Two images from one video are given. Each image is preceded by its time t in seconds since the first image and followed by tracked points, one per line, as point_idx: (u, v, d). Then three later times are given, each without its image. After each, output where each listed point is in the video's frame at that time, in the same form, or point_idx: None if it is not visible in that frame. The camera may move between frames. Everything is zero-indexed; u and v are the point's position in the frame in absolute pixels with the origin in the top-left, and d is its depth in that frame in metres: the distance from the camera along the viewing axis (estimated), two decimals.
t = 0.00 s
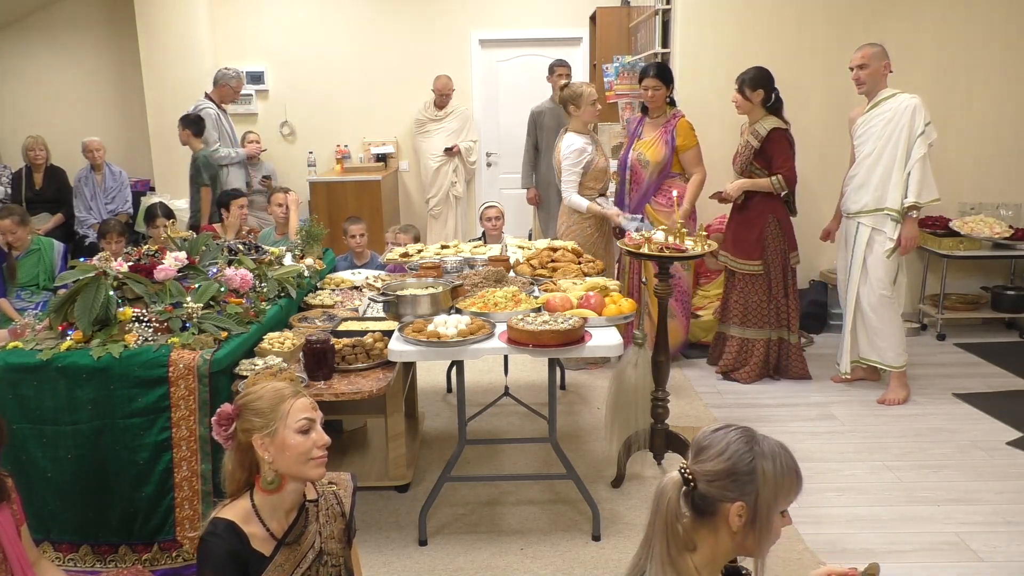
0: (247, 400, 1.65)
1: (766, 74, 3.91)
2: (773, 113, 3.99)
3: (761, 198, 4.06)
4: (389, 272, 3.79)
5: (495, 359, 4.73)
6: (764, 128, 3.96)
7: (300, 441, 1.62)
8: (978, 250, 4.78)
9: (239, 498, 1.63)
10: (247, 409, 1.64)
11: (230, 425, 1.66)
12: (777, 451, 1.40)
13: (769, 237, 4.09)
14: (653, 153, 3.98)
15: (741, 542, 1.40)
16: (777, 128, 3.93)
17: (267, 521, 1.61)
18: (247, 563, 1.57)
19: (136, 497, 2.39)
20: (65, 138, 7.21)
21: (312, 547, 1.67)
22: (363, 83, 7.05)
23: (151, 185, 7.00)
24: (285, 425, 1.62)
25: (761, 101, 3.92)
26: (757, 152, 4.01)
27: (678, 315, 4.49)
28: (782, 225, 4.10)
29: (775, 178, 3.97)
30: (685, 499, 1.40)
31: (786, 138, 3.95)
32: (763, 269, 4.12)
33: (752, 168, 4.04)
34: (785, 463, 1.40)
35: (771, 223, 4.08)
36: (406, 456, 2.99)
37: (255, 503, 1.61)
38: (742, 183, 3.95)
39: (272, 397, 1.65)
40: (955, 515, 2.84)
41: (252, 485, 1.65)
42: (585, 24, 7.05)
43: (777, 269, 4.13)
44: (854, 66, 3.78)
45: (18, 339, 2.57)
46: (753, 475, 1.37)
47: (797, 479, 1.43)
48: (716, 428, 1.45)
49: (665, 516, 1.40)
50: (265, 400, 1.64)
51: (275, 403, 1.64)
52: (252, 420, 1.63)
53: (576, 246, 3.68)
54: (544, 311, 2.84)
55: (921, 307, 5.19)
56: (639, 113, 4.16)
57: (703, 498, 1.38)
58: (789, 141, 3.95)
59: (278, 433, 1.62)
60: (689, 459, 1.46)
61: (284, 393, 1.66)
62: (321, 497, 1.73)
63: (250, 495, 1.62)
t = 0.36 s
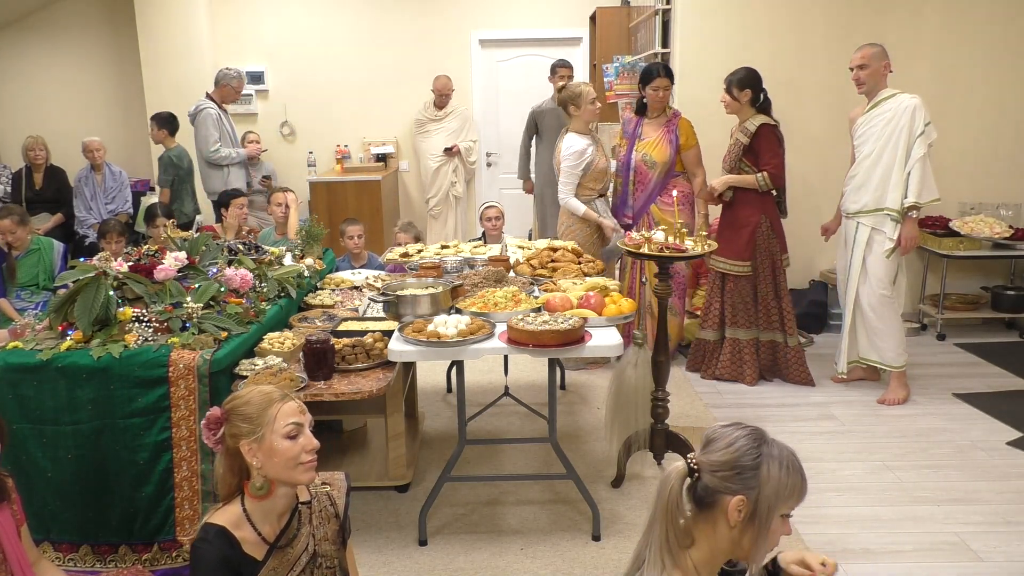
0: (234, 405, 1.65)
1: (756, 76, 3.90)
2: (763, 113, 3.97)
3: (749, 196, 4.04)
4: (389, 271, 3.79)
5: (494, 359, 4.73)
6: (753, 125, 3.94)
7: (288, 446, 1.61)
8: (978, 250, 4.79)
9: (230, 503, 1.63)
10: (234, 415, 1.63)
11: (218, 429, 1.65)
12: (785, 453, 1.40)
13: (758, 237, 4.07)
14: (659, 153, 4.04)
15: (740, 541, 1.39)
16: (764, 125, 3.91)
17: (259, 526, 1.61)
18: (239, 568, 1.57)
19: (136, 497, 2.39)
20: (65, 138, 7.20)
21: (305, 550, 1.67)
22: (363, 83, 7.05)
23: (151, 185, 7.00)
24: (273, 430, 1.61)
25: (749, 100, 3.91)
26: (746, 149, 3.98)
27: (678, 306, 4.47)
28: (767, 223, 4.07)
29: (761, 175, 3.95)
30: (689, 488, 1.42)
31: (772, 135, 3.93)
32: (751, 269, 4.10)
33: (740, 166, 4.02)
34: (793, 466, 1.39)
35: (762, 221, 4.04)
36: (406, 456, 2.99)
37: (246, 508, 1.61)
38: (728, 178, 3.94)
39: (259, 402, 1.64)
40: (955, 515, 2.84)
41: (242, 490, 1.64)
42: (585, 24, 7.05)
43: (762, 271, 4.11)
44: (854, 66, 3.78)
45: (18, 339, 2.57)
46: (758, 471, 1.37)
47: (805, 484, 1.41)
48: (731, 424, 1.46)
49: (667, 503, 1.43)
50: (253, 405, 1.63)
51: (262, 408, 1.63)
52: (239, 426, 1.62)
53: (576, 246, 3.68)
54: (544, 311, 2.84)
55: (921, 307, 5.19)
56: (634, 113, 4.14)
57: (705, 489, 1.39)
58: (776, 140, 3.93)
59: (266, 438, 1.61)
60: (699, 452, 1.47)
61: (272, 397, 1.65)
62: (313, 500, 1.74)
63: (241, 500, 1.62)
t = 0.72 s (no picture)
0: (229, 407, 1.65)
1: (744, 78, 3.86)
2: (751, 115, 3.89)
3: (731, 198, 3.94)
4: (389, 272, 3.79)
5: (494, 359, 4.73)
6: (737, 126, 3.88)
7: (282, 448, 1.61)
8: (978, 249, 4.79)
9: (227, 504, 1.63)
10: (229, 417, 1.64)
11: (213, 431, 1.66)
12: (807, 473, 1.39)
13: (741, 237, 3.93)
14: (664, 154, 4.02)
15: (740, 544, 1.39)
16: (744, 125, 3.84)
17: (256, 527, 1.62)
18: (237, 569, 1.58)
19: (136, 497, 2.39)
20: (64, 138, 7.20)
21: (303, 550, 1.68)
22: (363, 83, 7.05)
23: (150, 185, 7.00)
24: (266, 432, 1.62)
25: (736, 101, 3.87)
26: (727, 150, 3.92)
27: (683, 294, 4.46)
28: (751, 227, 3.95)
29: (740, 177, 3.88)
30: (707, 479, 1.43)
31: (752, 137, 3.84)
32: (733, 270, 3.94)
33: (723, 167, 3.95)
34: (811, 486, 1.38)
35: (744, 223, 3.92)
36: (405, 455, 2.99)
37: (243, 510, 1.61)
38: (707, 179, 3.88)
39: (254, 403, 1.64)
40: (955, 515, 2.84)
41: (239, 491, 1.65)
42: (585, 24, 7.05)
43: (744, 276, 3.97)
44: (855, 66, 3.78)
45: (18, 339, 2.57)
46: (775, 478, 1.37)
47: (819, 508, 1.40)
48: (765, 432, 1.45)
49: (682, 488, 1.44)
50: (246, 407, 1.63)
51: (256, 410, 1.63)
52: (233, 428, 1.63)
53: (576, 246, 3.68)
54: (544, 311, 2.84)
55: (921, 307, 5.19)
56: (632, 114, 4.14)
57: (720, 482, 1.39)
58: (756, 141, 3.84)
59: (259, 441, 1.61)
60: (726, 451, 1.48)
61: (265, 399, 1.65)
62: (311, 500, 1.73)
63: (237, 503, 1.62)
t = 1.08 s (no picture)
0: (238, 403, 1.65)
1: (720, 78, 3.65)
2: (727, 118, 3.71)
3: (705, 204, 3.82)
4: (389, 272, 3.79)
5: (494, 359, 4.73)
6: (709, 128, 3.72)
7: (288, 446, 1.61)
8: (978, 250, 4.79)
9: (232, 502, 1.63)
10: (237, 413, 1.64)
11: (222, 427, 1.67)
12: (815, 484, 1.38)
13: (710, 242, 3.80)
14: (665, 153, 3.97)
15: (741, 549, 1.38)
16: (711, 129, 3.68)
17: (260, 525, 1.61)
18: (241, 567, 1.57)
19: (136, 497, 2.39)
20: (64, 138, 7.20)
21: (306, 549, 1.68)
22: (363, 83, 7.05)
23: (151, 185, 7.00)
24: (273, 430, 1.62)
25: (709, 102, 3.70)
26: (698, 154, 3.78)
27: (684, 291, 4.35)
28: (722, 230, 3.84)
29: (708, 183, 3.74)
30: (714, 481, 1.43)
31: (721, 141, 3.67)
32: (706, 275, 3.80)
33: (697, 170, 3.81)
34: (818, 498, 1.38)
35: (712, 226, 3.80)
36: (405, 455, 2.99)
37: (248, 507, 1.61)
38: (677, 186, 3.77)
39: (262, 401, 1.64)
40: (955, 515, 2.84)
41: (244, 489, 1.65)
42: (585, 24, 7.06)
43: (715, 282, 3.86)
44: (856, 66, 3.77)
45: (18, 339, 2.57)
46: (781, 485, 1.36)
47: (824, 520, 1.39)
48: (775, 440, 1.45)
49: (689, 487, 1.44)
50: (254, 404, 1.63)
51: (263, 407, 1.63)
52: (240, 425, 1.63)
53: (576, 246, 3.68)
54: (544, 311, 2.84)
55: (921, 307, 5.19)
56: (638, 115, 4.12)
57: (726, 484, 1.39)
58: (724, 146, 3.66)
59: (266, 438, 1.61)
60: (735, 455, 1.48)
61: (274, 397, 1.66)
62: (315, 499, 1.74)
63: (243, 499, 1.62)
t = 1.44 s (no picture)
0: (252, 398, 1.66)
1: (698, 76, 3.45)
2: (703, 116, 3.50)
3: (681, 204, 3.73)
4: (389, 271, 3.79)
5: (494, 359, 4.73)
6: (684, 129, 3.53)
7: (298, 445, 1.62)
8: (978, 250, 4.78)
9: (241, 497, 1.63)
10: (250, 408, 1.65)
11: (235, 421, 1.68)
12: (817, 484, 1.39)
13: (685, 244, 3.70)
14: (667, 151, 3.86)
15: (745, 550, 1.39)
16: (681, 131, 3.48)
17: (268, 520, 1.62)
18: (248, 563, 1.58)
19: (136, 498, 2.39)
20: (64, 138, 7.20)
21: (312, 547, 1.67)
22: (363, 83, 7.05)
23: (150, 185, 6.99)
24: (284, 428, 1.62)
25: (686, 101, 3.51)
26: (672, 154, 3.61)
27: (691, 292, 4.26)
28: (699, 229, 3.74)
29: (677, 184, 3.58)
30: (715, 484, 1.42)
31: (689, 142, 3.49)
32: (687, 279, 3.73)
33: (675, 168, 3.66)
34: (820, 498, 1.39)
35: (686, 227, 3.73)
36: (405, 455, 2.99)
37: (256, 502, 1.61)
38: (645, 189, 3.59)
39: (275, 398, 1.64)
40: (955, 515, 2.84)
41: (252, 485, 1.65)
42: (585, 24, 7.05)
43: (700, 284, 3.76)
44: (856, 66, 3.77)
45: (18, 339, 2.57)
46: (784, 489, 1.37)
47: (825, 518, 1.41)
48: (775, 440, 1.45)
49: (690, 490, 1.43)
50: (267, 401, 1.64)
51: (276, 405, 1.64)
52: (252, 421, 1.64)
53: (576, 246, 3.68)
54: (544, 311, 2.84)
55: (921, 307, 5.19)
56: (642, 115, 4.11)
57: (729, 488, 1.39)
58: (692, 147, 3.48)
59: (277, 435, 1.62)
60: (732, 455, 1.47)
61: (287, 394, 1.66)
62: (322, 497, 1.72)
63: (252, 494, 1.62)
